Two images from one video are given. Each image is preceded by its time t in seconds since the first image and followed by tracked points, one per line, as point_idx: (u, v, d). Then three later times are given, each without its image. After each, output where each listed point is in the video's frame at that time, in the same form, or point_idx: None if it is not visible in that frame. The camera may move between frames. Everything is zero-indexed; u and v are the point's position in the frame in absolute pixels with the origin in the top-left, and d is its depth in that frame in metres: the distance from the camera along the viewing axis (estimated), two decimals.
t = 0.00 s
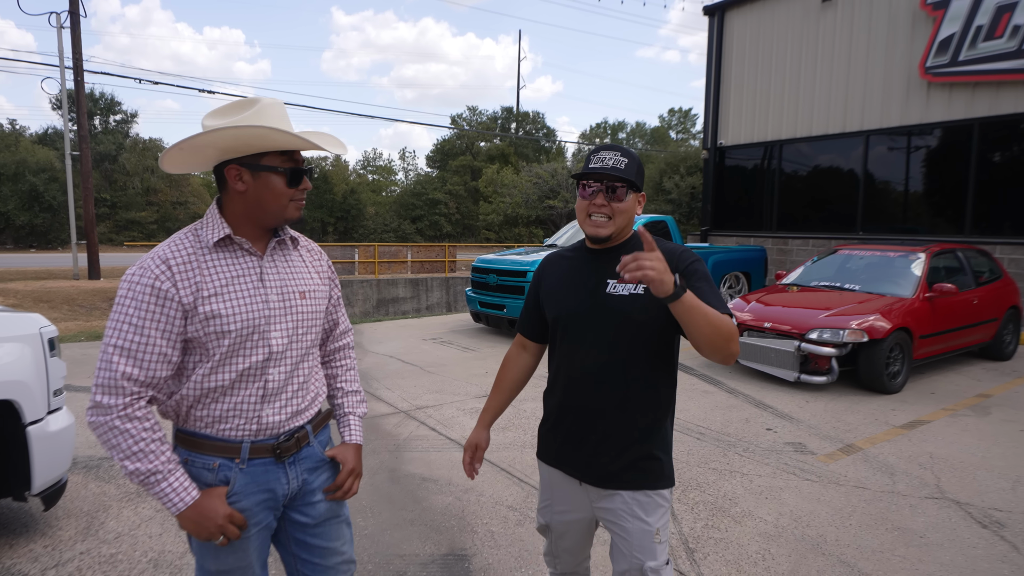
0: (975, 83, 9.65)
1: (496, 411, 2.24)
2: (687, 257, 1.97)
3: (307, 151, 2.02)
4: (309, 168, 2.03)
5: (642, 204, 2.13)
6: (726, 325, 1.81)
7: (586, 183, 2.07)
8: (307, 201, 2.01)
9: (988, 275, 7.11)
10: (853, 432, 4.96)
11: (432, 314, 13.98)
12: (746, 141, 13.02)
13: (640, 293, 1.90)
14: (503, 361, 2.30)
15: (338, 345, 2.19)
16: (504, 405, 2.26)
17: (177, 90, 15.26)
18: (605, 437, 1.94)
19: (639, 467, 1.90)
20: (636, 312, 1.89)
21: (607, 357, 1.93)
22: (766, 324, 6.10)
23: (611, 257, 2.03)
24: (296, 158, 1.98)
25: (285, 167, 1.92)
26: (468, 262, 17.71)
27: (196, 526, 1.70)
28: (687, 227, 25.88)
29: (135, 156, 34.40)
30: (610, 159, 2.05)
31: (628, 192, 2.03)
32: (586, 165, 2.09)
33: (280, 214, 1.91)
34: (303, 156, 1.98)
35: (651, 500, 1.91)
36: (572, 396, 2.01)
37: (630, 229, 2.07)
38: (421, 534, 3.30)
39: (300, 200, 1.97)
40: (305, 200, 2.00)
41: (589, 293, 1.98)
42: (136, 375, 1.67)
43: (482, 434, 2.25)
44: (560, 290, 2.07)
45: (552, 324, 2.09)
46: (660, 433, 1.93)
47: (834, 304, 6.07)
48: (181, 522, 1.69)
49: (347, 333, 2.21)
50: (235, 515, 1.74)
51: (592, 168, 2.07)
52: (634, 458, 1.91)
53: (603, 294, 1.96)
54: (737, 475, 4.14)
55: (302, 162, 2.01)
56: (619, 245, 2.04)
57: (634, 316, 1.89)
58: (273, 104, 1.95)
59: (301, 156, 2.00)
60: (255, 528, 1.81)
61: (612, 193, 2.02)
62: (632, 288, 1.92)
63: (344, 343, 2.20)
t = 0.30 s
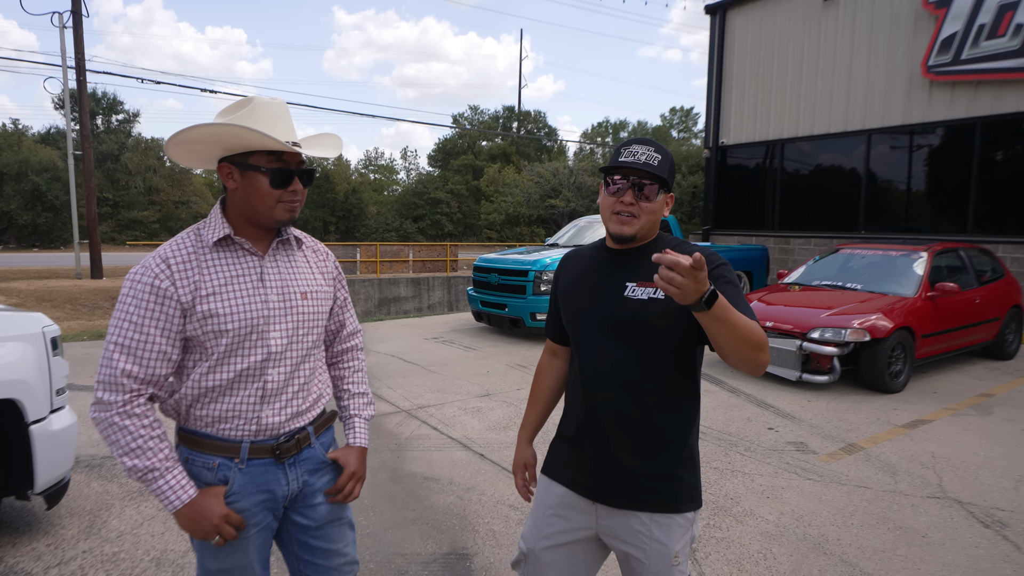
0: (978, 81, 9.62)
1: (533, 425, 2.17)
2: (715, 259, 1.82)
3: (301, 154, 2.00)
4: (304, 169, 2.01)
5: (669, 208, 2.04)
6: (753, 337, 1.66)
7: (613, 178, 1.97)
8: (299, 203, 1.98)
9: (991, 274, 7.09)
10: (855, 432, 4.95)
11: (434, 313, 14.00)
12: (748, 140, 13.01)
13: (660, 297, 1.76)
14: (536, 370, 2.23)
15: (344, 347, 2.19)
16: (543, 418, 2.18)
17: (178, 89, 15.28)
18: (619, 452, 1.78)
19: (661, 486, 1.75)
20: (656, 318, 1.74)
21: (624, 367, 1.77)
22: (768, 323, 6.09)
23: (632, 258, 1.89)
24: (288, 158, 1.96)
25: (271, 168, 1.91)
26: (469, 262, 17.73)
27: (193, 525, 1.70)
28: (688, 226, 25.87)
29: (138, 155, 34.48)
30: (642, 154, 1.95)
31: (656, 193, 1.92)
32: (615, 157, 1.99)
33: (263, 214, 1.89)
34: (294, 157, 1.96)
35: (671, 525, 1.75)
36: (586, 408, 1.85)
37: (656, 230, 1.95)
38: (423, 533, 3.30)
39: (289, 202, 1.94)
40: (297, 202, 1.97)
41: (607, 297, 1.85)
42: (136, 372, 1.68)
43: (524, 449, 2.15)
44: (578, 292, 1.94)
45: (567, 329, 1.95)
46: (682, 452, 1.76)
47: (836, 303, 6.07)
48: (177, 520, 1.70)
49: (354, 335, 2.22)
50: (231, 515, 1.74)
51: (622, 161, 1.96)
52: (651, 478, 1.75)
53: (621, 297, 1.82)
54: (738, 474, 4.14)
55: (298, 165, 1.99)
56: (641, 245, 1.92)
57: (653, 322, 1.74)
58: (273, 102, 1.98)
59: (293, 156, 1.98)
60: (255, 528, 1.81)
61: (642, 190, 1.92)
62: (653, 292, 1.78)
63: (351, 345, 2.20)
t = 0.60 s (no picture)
0: (979, 80, 9.60)
1: (526, 428, 2.17)
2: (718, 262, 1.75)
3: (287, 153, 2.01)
4: (288, 169, 2.01)
5: (665, 205, 1.99)
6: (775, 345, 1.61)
7: (605, 180, 1.91)
8: (279, 200, 1.97)
9: (992, 272, 7.09)
10: (856, 430, 4.96)
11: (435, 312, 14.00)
12: (749, 138, 13.00)
13: (662, 307, 1.72)
14: (528, 373, 2.22)
15: (350, 348, 2.21)
16: (535, 421, 2.19)
17: (179, 89, 15.29)
18: (624, 464, 1.77)
19: (658, 501, 1.74)
20: (658, 328, 1.70)
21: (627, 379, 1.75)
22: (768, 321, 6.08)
23: (634, 264, 1.85)
24: (271, 156, 2.00)
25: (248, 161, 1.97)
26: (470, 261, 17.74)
27: (190, 523, 1.73)
28: (690, 225, 25.85)
29: (140, 155, 34.52)
30: (632, 153, 1.88)
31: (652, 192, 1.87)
32: (603, 158, 1.92)
33: (240, 210, 1.94)
34: (275, 154, 1.99)
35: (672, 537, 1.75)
36: (585, 419, 1.85)
37: (653, 231, 1.91)
38: (425, 531, 3.32)
39: (266, 199, 1.95)
40: (275, 199, 1.96)
41: (607, 306, 1.82)
42: (136, 370, 1.71)
43: (516, 453, 2.17)
44: (577, 302, 1.91)
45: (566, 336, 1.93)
46: (688, 463, 1.74)
47: (837, 302, 6.07)
48: (175, 518, 1.72)
49: (360, 337, 2.23)
50: (228, 514, 1.76)
51: (611, 163, 1.90)
52: (654, 491, 1.74)
53: (621, 305, 1.79)
54: (739, 473, 4.15)
55: (282, 164, 2.01)
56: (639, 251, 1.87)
57: (655, 334, 1.71)
58: (274, 103, 2.05)
59: (276, 155, 2.01)
60: (253, 527, 1.83)
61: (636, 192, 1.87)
62: (654, 302, 1.74)
63: (357, 346, 2.22)
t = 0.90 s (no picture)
0: (979, 79, 9.60)
1: (488, 462, 1.99)
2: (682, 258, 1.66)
3: (287, 150, 2.04)
4: (289, 166, 2.04)
5: (619, 201, 1.87)
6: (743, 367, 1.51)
7: (548, 186, 1.79)
8: (277, 195, 1.99)
9: (992, 272, 7.10)
10: (856, 430, 4.97)
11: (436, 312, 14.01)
12: (749, 138, 13.01)
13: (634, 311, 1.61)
14: (483, 402, 2.04)
15: (353, 349, 2.22)
16: (497, 454, 2.01)
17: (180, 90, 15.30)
18: (604, 486, 1.62)
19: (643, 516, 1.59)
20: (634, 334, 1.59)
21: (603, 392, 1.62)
22: (768, 321, 6.11)
23: (593, 268, 1.71)
24: (272, 152, 2.03)
25: (249, 157, 1.99)
26: (471, 261, 17.75)
27: (187, 518, 1.74)
28: (691, 224, 25.85)
29: (141, 155, 34.53)
30: (574, 152, 1.77)
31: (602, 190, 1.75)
32: (545, 164, 1.80)
33: (238, 205, 1.95)
34: (275, 151, 2.02)
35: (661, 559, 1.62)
36: (554, 436, 1.70)
37: (611, 231, 1.78)
38: (426, 530, 3.33)
39: (264, 194, 1.98)
40: (274, 195, 1.98)
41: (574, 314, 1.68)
42: (137, 367, 1.73)
43: (479, 493, 1.97)
44: (538, 314, 1.75)
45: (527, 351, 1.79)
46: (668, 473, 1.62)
47: (837, 301, 6.08)
48: (173, 515, 1.74)
49: (363, 338, 2.25)
50: (225, 512, 1.77)
51: (554, 167, 1.77)
52: (639, 512, 1.60)
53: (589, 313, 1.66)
54: (739, 472, 4.16)
55: (282, 161, 2.04)
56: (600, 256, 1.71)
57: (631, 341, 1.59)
58: (279, 104, 2.08)
59: (278, 151, 2.04)
60: (252, 525, 1.84)
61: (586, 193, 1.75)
62: (625, 306, 1.62)
63: (360, 348, 2.24)
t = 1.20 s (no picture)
0: (981, 81, 9.61)
1: (440, 481, 1.80)
2: (642, 248, 1.62)
3: (293, 155, 2.04)
4: (295, 171, 2.03)
5: (568, 190, 1.79)
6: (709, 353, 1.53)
7: (493, 190, 1.68)
8: (283, 200, 1.98)
9: (994, 273, 7.09)
10: (858, 431, 4.96)
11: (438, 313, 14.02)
12: (751, 140, 13.01)
13: (603, 306, 1.54)
14: (432, 415, 1.86)
15: (356, 350, 2.22)
16: (450, 473, 1.83)
17: (183, 91, 15.33)
18: (579, 495, 1.53)
19: (624, 520, 1.52)
20: (605, 331, 1.51)
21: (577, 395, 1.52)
22: (771, 323, 6.10)
23: (552, 263, 1.61)
24: (278, 157, 2.03)
25: (255, 161, 1.99)
26: (473, 262, 17.76)
27: (193, 517, 1.74)
28: (692, 226, 25.87)
29: (143, 156, 34.57)
30: (514, 147, 1.66)
31: (551, 180, 1.67)
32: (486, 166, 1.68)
33: (245, 208, 1.96)
34: (280, 155, 2.02)
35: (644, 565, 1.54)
36: (522, 445, 1.59)
37: (568, 223, 1.70)
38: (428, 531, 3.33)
39: (270, 198, 1.97)
40: (279, 199, 1.98)
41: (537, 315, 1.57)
42: (143, 366, 1.74)
43: (431, 517, 1.76)
44: (497, 316, 1.63)
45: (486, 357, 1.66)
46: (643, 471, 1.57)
47: (839, 303, 6.07)
48: (178, 513, 1.74)
49: (367, 338, 2.25)
50: (230, 510, 1.77)
51: (497, 167, 1.66)
52: (617, 518, 1.52)
53: (554, 311, 1.56)
54: (741, 473, 4.16)
55: (288, 165, 2.03)
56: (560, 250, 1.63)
57: (604, 336, 1.51)
58: (285, 107, 2.10)
59: (284, 156, 2.03)
60: (256, 524, 1.84)
61: (535, 187, 1.65)
62: (592, 301, 1.54)
63: (364, 348, 2.24)
